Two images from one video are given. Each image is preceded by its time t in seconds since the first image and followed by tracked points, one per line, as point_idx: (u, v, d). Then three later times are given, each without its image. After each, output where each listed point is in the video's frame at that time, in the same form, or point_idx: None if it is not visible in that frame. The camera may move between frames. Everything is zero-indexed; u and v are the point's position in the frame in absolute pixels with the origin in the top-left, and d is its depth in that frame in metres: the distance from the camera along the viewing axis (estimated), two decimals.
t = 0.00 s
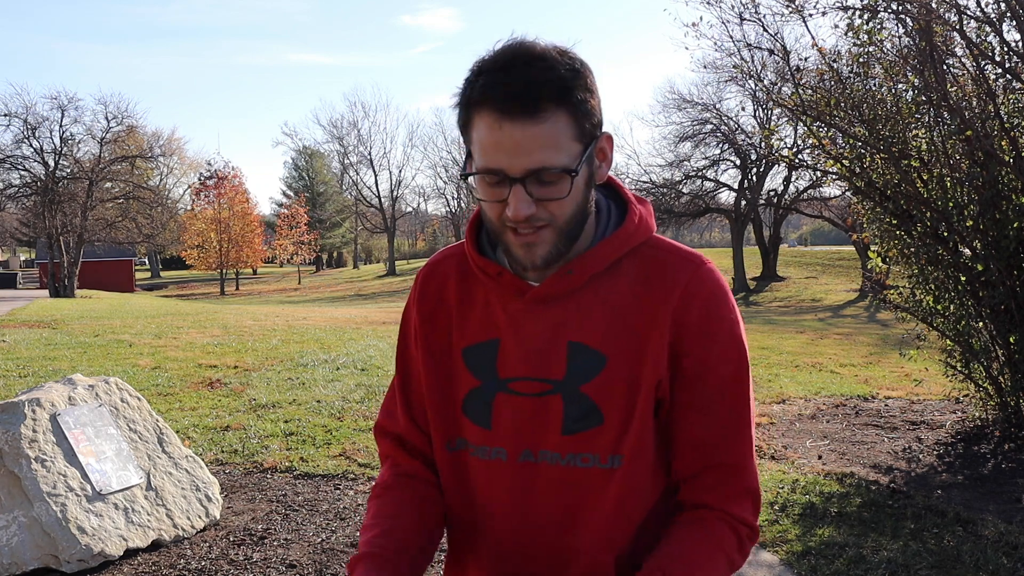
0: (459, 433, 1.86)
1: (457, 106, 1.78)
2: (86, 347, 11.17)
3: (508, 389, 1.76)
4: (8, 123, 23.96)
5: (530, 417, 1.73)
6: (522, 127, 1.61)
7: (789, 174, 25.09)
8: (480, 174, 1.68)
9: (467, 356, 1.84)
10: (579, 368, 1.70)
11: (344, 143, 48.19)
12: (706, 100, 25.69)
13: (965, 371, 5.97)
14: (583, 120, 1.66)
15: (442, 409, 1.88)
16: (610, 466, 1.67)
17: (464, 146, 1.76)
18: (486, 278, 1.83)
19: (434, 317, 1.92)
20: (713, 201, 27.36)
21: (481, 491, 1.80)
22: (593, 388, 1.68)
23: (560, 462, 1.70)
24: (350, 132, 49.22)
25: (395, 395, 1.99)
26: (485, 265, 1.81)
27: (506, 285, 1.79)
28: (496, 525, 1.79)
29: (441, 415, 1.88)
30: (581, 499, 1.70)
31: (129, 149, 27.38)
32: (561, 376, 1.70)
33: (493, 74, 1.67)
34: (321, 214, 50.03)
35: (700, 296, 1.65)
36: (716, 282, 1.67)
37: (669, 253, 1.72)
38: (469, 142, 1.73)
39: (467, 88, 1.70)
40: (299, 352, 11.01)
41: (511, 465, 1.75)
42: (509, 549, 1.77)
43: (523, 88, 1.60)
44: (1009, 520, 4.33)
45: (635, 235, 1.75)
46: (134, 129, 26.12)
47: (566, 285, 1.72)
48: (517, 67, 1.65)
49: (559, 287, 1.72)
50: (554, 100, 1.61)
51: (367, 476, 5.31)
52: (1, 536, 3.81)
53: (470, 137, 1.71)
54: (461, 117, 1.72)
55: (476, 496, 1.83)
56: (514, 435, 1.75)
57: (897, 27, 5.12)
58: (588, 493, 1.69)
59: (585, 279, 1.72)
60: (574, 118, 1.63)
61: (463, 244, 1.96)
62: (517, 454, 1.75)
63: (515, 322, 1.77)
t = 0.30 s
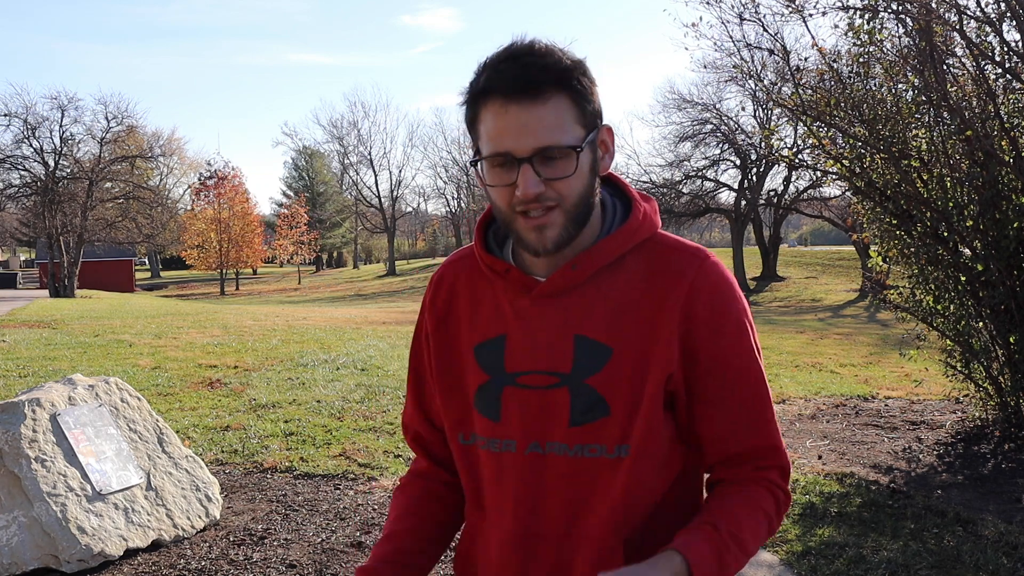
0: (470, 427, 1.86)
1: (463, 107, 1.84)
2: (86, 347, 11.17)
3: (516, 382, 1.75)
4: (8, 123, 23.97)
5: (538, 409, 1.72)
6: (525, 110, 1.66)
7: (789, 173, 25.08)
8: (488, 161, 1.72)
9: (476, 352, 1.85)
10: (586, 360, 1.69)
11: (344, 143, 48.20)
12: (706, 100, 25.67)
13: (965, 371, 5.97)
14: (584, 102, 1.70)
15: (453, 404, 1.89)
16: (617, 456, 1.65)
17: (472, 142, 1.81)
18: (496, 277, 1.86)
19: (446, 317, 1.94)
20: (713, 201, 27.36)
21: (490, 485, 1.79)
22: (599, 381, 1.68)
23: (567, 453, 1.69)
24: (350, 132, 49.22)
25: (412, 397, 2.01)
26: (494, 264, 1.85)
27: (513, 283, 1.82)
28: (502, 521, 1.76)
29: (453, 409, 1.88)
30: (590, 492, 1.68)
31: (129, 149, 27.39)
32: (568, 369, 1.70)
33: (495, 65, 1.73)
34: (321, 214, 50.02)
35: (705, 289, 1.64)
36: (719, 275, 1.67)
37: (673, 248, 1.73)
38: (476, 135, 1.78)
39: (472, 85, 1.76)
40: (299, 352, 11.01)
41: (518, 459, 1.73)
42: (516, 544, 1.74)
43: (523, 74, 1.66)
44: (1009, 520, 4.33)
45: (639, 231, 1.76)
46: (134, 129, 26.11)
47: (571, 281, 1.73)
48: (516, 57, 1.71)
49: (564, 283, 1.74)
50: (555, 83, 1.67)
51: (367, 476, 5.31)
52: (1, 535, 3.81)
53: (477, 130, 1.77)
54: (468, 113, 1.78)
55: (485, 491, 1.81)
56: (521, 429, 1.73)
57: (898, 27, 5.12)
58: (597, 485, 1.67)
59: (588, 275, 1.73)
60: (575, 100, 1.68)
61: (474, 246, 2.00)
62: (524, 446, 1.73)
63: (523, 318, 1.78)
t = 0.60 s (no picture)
0: (484, 418, 1.88)
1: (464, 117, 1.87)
2: (86, 347, 11.17)
3: (524, 373, 1.77)
4: (8, 122, 23.98)
5: (544, 399, 1.74)
6: (526, 112, 1.69)
7: (789, 173, 25.08)
8: (490, 162, 1.74)
9: (487, 346, 1.87)
10: (587, 349, 1.70)
11: (344, 144, 48.20)
12: (706, 100, 25.64)
13: (965, 371, 5.97)
14: (582, 103, 1.73)
15: (466, 396, 1.92)
16: (617, 441, 1.65)
17: (473, 149, 1.83)
18: (504, 275, 1.88)
19: (462, 314, 1.98)
20: (713, 201, 27.36)
21: (502, 473, 1.81)
22: (599, 369, 1.68)
23: (571, 439, 1.70)
24: (350, 132, 49.21)
25: (435, 395, 2.06)
26: (502, 263, 1.87)
27: (519, 280, 1.84)
28: (513, 508, 1.78)
29: (466, 401, 1.91)
30: (596, 477, 1.68)
31: (129, 149, 27.37)
32: (569, 359, 1.71)
33: (494, 71, 1.75)
34: (321, 214, 50.01)
35: (698, 278, 1.63)
36: (714, 266, 1.66)
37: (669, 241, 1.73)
38: (479, 141, 1.80)
39: (473, 93, 1.79)
40: (299, 352, 11.01)
41: (525, 448, 1.75)
42: (530, 528, 1.75)
43: (522, 78, 1.69)
44: (1009, 519, 4.33)
45: (634, 228, 1.75)
46: (134, 129, 26.10)
47: (572, 275, 1.74)
48: (514, 62, 1.74)
49: (565, 278, 1.74)
50: (554, 86, 1.70)
51: (367, 476, 5.31)
52: (1, 535, 3.82)
53: (480, 136, 1.79)
54: (470, 121, 1.80)
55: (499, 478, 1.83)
56: (527, 419, 1.75)
57: (897, 27, 5.12)
58: (600, 471, 1.68)
59: (587, 269, 1.73)
60: (573, 102, 1.71)
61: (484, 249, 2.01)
62: (532, 434, 1.75)
63: (529, 313, 1.80)
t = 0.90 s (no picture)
0: (495, 412, 1.88)
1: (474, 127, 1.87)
2: (87, 347, 11.17)
3: (530, 370, 1.77)
4: (8, 122, 23.97)
5: (549, 395, 1.74)
6: (535, 124, 1.70)
7: (789, 174, 25.07)
8: (500, 169, 1.75)
9: (497, 343, 1.87)
10: (590, 347, 1.70)
11: (344, 144, 48.21)
12: (706, 100, 25.61)
13: (966, 370, 5.97)
14: (589, 116, 1.75)
15: (477, 389, 1.92)
16: (617, 434, 1.66)
17: (482, 158, 1.84)
18: (513, 279, 1.88)
19: (475, 311, 1.97)
20: (713, 201, 27.35)
21: (511, 466, 1.81)
22: (602, 367, 1.68)
23: (574, 434, 1.70)
24: (350, 132, 49.18)
25: (450, 390, 2.06)
26: (511, 266, 1.87)
27: (527, 284, 1.83)
28: (520, 500, 1.78)
29: (478, 395, 1.92)
30: (596, 470, 1.69)
31: (129, 149, 27.36)
32: (573, 357, 1.71)
33: (505, 83, 1.76)
34: (321, 214, 50.00)
35: (694, 282, 1.64)
36: (710, 270, 1.66)
37: (668, 248, 1.72)
38: (489, 150, 1.80)
39: (484, 104, 1.79)
40: (299, 352, 11.01)
41: (529, 444, 1.75)
42: (536, 518, 1.76)
43: (534, 90, 1.70)
44: (1009, 520, 4.33)
45: (635, 232, 1.75)
46: (134, 129, 26.10)
47: (574, 281, 1.74)
48: (524, 74, 1.75)
49: (569, 282, 1.74)
50: (563, 99, 1.71)
51: (367, 476, 5.31)
52: (1, 535, 3.82)
53: (489, 146, 1.79)
54: (481, 131, 1.81)
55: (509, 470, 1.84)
56: (534, 414, 1.75)
57: (897, 27, 5.12)
58: (601, 467, 1.68)
59: (589, 274, 1.73)
60: (580, 113, 1.72)
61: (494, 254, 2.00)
62: (538, 429, 1.75)
63: (535, 313, 1.80)
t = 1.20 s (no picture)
0: (505, 405, 1.88)
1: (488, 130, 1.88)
2: (87, 347, 11.17)
3: (540, 365, 1.77)
4: (8, 122, 23.98)
5: (558, 389, 1.73)
6: (549, 129, 1.70)
7: (789, 174, 25.07)
8: (513, 171, 1.75)
9: (506, 339, 1.87)
10: (597, 340, 1.70)
11: (344, 143, 48.21)
12: (706, 100, 25.59)
13: (966, 370, 5.97)
14: (600, 124, 1.76)
15: (488, 383, 1.92)
16: (623, 425, 1.66)
17: (496, 159, 1.84)
18: (522, 279, 1.87)
19: (486, 306, 1.97)
20: (713, 201, 27.34)
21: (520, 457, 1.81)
22: (608, 361, 1.68)
23: (582, 426, 1.70)
24: (349, 132, 49.17)
25: (460, 387, 2.07)
26: (520, 266, 1.86)
27: (534, 283, 1.83)
28: (529, 492, 1.79)
29: (488, 387, 1.92)
30: (603, 462, 1.69)
31: (129, 149, 27.35)
32: (581, 352, 1.71)
33: (521, 90, 1.77)
34: (321, 214, 50.00)
35: (694, 281, 1.64)
36: (710, 269, 1.67)
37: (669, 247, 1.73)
38: (502, 152, 1.80)
39: (501, 108, 1.80)
40: (299, 352, 11.01)
41: (538, 437, 1.75)
42: (544, 509, 1.76)
43: (548, 96, 1.71)
44: (1009, 520, 4.33)
45: (638, 233, 1.76)
46: (134, 129, 26.10)
47: (579, 280, 1.74)
48: (540, 80, 1.76)
49: (576, 281, 1.74)
50: (578, 107, 1.72)
51: (367, 476, 5.31)
52: (1, 535, 3.82)
53: (502, 148, 1.80)
54: (496, 134, 1.81)
55: (518, 463, 1.84)
56: (542, 408, 1.75)
57: (898, 27, 5.11)
58: (607, 460, 1.69)
59: (596, 272, 1.73)
60: (593, 120, 1.73)
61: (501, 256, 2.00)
62: (547, 421, 1.75)
63: (542, 311, 1.80)
